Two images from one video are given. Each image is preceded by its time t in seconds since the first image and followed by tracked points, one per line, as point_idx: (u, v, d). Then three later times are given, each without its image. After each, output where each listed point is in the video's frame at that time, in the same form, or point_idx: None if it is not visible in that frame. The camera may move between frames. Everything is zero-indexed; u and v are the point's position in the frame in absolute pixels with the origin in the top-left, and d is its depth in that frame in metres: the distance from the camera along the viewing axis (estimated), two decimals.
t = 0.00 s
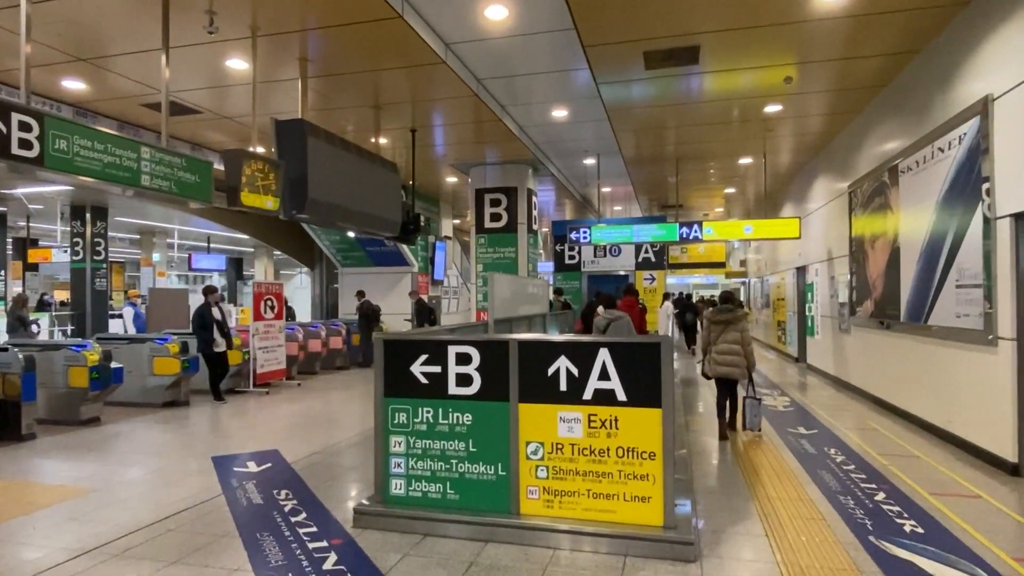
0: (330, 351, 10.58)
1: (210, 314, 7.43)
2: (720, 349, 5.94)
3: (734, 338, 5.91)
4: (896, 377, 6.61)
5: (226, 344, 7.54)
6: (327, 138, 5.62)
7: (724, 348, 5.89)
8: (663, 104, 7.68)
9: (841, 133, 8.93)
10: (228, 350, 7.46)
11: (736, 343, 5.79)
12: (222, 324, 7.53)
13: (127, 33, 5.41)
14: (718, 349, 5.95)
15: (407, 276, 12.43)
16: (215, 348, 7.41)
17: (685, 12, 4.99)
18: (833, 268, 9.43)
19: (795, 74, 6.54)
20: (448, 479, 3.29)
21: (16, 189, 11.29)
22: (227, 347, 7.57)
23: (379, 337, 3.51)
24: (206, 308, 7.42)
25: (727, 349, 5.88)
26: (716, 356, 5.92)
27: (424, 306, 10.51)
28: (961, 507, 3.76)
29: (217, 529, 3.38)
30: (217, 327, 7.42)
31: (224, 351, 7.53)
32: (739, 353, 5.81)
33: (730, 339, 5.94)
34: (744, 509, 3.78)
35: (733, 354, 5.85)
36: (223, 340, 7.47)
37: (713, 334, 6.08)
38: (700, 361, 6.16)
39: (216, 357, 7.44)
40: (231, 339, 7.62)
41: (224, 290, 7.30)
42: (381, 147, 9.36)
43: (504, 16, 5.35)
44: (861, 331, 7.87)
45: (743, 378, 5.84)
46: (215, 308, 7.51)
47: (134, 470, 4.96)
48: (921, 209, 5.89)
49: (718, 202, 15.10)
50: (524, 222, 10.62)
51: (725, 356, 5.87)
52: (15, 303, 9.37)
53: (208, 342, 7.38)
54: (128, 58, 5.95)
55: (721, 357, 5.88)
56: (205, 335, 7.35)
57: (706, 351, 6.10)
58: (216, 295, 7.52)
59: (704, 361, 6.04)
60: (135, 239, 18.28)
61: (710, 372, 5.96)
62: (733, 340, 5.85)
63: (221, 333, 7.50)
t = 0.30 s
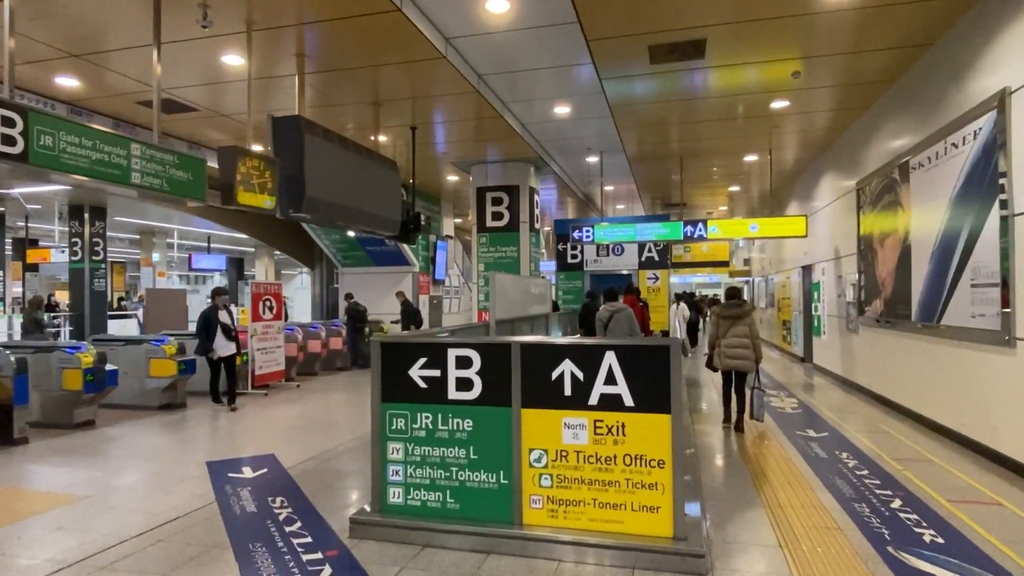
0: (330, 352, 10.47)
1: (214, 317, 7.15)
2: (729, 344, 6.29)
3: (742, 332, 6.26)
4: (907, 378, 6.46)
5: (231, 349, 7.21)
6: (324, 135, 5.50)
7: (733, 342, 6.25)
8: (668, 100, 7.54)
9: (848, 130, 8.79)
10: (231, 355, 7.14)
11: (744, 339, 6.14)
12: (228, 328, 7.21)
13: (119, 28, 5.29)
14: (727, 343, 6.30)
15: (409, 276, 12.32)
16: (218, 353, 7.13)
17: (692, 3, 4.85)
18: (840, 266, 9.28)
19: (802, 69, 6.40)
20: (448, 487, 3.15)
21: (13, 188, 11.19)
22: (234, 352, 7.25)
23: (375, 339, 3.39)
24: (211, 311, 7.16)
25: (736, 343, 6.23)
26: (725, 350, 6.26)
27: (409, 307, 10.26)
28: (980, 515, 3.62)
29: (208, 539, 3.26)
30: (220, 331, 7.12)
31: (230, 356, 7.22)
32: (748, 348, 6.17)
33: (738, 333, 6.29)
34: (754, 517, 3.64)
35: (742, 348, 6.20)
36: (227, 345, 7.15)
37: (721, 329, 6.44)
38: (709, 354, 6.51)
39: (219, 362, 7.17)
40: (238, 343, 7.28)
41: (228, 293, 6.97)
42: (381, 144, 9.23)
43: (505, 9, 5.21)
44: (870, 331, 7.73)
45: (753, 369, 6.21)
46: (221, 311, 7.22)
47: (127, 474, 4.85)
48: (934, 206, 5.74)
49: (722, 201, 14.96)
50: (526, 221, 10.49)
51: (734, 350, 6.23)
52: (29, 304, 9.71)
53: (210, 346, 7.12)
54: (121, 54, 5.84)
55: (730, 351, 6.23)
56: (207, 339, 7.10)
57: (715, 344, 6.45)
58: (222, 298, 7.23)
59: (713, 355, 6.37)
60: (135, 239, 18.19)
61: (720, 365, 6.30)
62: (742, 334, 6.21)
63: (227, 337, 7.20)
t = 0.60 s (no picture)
0: (327, 353, 10.38)
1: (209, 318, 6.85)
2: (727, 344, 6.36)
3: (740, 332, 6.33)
4: (911, 380, 6.36)
5: (226, 351, 6.91)
6: (318, 133, 5.41)
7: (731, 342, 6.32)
8: (667, 98, 7.45)
9: (849, 128, 8.70)
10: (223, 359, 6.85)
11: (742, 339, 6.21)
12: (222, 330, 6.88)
13: (109, 24, 5.19)
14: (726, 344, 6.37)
15: (406, 276, 12.23)
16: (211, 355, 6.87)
17: None
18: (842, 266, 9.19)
19: (804, 64, 6.30)
20: (441, 493, 3.06)
21: (8, 188, 11.09)
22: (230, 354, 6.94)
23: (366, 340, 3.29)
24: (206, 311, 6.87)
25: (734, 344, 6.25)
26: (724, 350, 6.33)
27: (393, 307, 10.10)
28: (989, 521, 3.52)
29: (195, 547, 3.17)
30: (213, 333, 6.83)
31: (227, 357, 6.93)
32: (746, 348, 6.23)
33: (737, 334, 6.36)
34: (757, 522, 3.55)
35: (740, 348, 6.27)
36: (221, 347, 6.85)
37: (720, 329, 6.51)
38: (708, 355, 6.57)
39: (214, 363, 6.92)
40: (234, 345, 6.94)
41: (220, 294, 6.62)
42: (377, 143, 9.13)
43: (501, 4, 5.12)
44: (872, 331, 7.64)
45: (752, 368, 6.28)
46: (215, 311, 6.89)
47: (117, 478, 4.76)
48: (938, 204, 5.65)
49: (722, 200, 14.87)
50: (525, 220, 10.41)
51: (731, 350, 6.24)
52: (41, 305, 10.26)
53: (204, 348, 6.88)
54: (112, 51, 5.74)
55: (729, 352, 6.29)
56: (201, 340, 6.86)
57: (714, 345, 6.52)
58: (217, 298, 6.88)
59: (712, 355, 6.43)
60: (132, 240, 18.09)
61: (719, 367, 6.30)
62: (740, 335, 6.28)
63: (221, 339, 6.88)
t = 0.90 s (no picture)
0: (321, 352, 10.26)
1: (193, 321, 6.48)
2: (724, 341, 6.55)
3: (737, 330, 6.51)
4: (911, 379, 6.25)
5: (212, 356, 6.50)
6: (306, 128, 5.29)
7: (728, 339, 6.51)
8: (664, 93, 7.32)
9: (848, 124, 8.59)
10: (206, 365, 6.45)
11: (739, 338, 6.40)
12: (207, 334, 6.48)
13: (91, 17, 5.07)
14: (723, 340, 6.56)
15: (402, 275, 12.12)
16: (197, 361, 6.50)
17: None
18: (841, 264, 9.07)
19: (802, 58, 6.18)
20: (424, 498, 2.94)
21: None
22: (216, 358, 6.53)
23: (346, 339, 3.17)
24: (190, 315, 6.52)
25: (732, 341, 6.48)
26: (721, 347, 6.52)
27: (374, 306, 9.98)
28: (994, 525, 3.40)
29: (169, 553, 3.05)
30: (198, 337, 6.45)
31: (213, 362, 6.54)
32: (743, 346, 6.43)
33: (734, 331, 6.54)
34: (753, 527, 3.44)
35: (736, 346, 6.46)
36: (205, 353, 6.45)
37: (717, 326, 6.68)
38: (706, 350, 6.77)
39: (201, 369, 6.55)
40: (219, 350, 6.51)
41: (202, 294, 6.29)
42: (370, 140, 9.01)
43: None
44: (872, 329, 7.53)
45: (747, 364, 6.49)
46: (200, 314, 6.51)
47: (98, 481, 4.64)
48: (939, 200, 5.53)
49: (721, 198, 14.76)
50: (520, 218, 10.30)
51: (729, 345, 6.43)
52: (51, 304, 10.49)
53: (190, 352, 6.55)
54: (95, 44, 5.62)
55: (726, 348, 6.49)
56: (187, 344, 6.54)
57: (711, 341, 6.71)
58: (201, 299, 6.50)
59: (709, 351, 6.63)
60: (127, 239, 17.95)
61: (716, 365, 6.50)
62: (736, 332, 6.46)
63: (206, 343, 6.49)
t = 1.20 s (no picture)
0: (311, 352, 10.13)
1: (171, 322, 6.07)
2: (723, 338, 6.65)
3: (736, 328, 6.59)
4: (910, 382, 6.12)
5: (192, 359, 6.06)
6: (289, 124, 5.14)
7: (727, 336, 6.59)
8: (658, 90, 7.19)
9: (846, 121, 8.46)
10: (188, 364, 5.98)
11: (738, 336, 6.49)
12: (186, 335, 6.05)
13: (64, 9, 4.92)
14: (722, 337, 6.66)
15: (395, 275, 11.98)
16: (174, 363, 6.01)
17: None
18: (839, 264, 8.94)
19: (798, 53, 6.05)
20: (399, 510, 2.80)
21: None
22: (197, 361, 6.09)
23: (320, 342, 3.03)
24: (167, 314, 6.08)
25: (731, 339, 6.57)
26: (720, 344, 6.61)
27: (352, 305, 9.85)
28: (996, 536, 3.27)
29: (132, 568, 2.92)
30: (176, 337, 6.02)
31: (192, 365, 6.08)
32: (741, 344, 6.53)
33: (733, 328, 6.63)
34: (746, 538, 3.30)
35: (735, 343, 6.56)
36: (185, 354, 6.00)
37: (717, 323, 6.75)
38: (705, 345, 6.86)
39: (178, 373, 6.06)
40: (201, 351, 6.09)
41: (181, 291, 5.99)
42: (360, 137, 8.87)
43: None
44: (869, 330, 7.41)
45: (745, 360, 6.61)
46: (178, 314, 6.11)
47: (72, 487, 4.51)
48: (939, 198, 5.40)
49: (718, 197, 14.65)
50: (514, 217, 10.16)
51: (729, 350, 6.60)
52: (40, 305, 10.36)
53: (164, 355, 6.05)
54: (72, 38, 5.47)
55: (725, 345, 6.59)
56: (160, 346, 6.01)
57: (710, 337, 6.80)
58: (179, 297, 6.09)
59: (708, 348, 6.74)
60: (119, 238, 17.77)
61: (711, 359, 6.76)
62: (735, 330, 6.55)
63: (184, 344, 6.04)
